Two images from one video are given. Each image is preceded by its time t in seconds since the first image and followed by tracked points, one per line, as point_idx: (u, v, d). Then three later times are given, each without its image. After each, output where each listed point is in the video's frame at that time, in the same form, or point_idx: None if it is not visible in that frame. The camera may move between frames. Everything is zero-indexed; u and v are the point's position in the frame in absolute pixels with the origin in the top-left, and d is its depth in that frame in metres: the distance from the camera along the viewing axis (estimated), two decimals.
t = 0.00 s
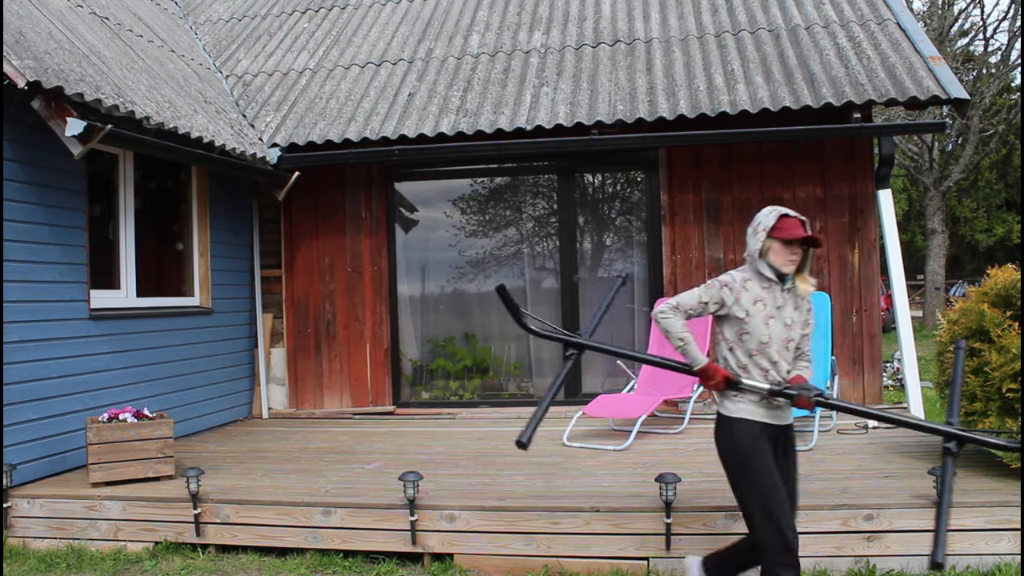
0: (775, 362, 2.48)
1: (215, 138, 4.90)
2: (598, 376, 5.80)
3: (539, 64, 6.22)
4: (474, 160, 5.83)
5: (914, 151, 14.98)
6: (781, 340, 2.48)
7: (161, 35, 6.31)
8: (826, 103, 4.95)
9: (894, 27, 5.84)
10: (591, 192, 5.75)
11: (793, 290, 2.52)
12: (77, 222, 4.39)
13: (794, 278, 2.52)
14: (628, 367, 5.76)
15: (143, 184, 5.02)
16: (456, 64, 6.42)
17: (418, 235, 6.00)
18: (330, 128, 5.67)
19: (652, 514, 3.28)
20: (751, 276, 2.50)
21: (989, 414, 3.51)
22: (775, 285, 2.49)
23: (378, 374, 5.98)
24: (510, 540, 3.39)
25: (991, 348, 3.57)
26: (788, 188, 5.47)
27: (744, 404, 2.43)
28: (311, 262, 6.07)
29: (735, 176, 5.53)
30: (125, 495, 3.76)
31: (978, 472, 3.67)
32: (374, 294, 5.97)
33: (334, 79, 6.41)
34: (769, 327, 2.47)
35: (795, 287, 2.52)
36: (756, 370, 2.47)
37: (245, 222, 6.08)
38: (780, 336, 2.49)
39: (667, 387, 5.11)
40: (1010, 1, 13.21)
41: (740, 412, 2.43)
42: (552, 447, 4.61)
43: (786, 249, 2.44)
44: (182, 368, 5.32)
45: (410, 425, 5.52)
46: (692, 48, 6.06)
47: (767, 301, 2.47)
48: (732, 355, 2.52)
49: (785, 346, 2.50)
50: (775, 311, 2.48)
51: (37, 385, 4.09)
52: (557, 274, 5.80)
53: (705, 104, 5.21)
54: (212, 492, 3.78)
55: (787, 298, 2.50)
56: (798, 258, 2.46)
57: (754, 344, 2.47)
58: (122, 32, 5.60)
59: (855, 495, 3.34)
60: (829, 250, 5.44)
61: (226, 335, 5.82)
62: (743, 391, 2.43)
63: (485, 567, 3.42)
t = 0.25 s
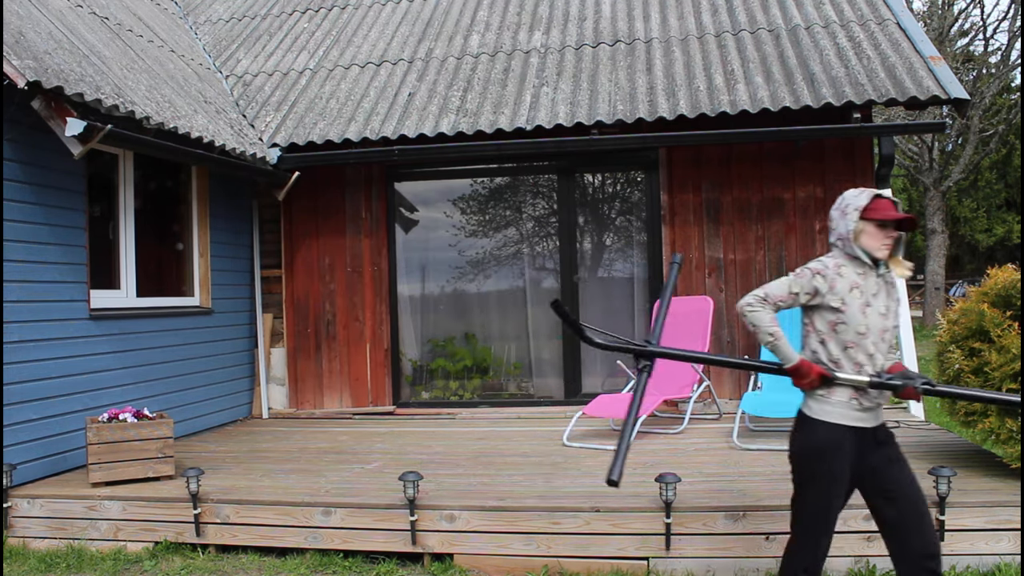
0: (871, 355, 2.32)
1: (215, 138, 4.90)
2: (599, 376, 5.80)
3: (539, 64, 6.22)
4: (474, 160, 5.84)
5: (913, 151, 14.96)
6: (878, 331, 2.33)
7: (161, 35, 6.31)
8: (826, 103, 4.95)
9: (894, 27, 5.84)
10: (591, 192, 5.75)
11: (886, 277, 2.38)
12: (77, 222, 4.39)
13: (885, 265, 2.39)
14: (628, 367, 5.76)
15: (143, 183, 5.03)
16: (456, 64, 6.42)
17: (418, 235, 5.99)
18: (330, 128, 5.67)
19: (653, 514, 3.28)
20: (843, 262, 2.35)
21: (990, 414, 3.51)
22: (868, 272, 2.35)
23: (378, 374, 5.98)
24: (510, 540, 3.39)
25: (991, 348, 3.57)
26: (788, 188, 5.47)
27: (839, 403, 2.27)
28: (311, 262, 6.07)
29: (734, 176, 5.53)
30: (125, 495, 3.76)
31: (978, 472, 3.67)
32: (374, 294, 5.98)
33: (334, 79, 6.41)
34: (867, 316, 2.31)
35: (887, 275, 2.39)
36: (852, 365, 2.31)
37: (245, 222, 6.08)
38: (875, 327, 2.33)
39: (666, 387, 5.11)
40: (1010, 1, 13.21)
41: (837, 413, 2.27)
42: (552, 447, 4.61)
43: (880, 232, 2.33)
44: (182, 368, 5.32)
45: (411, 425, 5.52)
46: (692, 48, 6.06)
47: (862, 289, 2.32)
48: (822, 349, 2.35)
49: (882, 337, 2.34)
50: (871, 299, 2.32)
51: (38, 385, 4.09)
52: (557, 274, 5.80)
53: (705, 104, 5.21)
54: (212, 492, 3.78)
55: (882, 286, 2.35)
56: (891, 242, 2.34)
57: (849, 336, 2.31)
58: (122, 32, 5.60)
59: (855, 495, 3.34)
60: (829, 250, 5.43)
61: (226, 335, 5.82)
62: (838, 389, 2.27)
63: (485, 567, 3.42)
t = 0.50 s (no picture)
0: (1001, 367, 2.12)
1: (215, 138, 4.90)
2: (598, 376, 5.80)
3: (539, 64, 6.23)
4: (474, 161, 5.84)
5: (914, 151, 14.94)
6: (1009, 341, 2.12)
7: (161, 36, 6.31)
8: (826, 103, 4.96)
9: (894, 27, 5.84)
10: (591, 192, 5.75)
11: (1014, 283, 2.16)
12: (77, 222, 4.39)
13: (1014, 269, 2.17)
14: (628, 367, 5.75)
15: (143, 184, 5.02)
16: (456, 64, 6.42)
17: (418, 235, 5.99)
18: (330, 128, 5.66)
19: (652, 514, 3.28)
20: (964, 266, 2.17)
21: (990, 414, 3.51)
22: (993, 276, 2.15)
23: (378, 374, 5.98)
24: (510, 540, 3.39)
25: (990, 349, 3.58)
26: (787, 188, 5.47)
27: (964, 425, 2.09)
28: (311, 262, 6.07)
29: (734, 176, 5.53)
30: (125, 495, 3.76)
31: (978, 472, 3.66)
32: (374, 294, 5.98)
33: (334, 79, 6.42)
34: (994, 323, 2.11)
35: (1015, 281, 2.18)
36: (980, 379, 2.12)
37: (245, 222, 6.08)
38: (1005, 336, 2.13)
39: (667, 387, 5.11)
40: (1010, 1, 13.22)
41: (966, 434, 2.10)
42: (552, 447, 4.61)
43: (1006, 236, 2.12)
44: (182, 368, 5.32)
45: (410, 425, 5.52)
46: (692, 48, 6.06)
47: (986, 294, 2.13)
48: (944, 361, 2.17)
49: (1014, 348, 2.13)
50: (998, 306, 2.12)
51: (38, 385, 4.09)
52: (557, 274, 5.80)
53: (705, 104, 5.21)
54: (212, 492, 3.78)
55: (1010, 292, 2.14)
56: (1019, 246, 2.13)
57: (975, 346, 2.12)
58: (122, 32, 5.60)
59: (854, 495, 3.34)
60: (829, 250, 5.43)
61: (225, 335, 5.82)
62: (963, 407, 2.10)
63: (485, 567, 3.42)
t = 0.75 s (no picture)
0: None
1: (215, 138, 4.90)
2: (598, 376, 5.80)
3: (539, 64, 6.23)
4: (474, 161, 5.84)
5: (913, 151, 14.88)
6: None
7: (161, 36, 6.31)
8: (826, 103, 4.96)
9: (894, 27, 5.84)
10: (591, 192, 5.75)
11: None
12: (77, 222, 4.39)
13: None
14: (628, 367, 5.75)
15: (143, 184, 5.03)
16: (456, 64, 6.42)
17: (418, 235, 5.99)
18: (330, 128, 5.66)
19: (652, 514, 3.28)
20: None
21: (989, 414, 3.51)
22: None
23: (379, 374, 5.98)
24: (510, 540, 3.39)
25: (990, 348, 3.59)
26: (787, 188, 5.47)
27: None
28: (311, 262, 6.07)
29: (734, 176, 5.53)
30: (125, 495, 3.76)
31: (977, 472, 3.67)
32: (375, 294, 5.98)
33: (334, 79, 6.42)
34: None
35: None
36: None
37: (245, 222, 6.08)
38: None
39: (667, 387, 5.11)
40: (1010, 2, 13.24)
41: None
42: (552, 447, 4.61)
43: None
44: (183, 368, 5.32)
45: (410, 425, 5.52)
46: (692, 48, 6.06)
47: None
48: None
49: None
50: None
51: (38, 385, 4.10)
52: (557, 274, 5.80)
53: (705, 104, 5.21)
54: (212, 492, 3.78)
55: None
56: None
57: None
58: (122, 32, 5.60)
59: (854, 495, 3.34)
60: (829, 250, 5.43)
61: (226, 335, 5.82)
62: None
63: (485, 567, 3.42)
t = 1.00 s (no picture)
0: None
1: (215, 138, 4.90)
2: (598, 376, 5.80)
3: (539, 64, 6.23)
4: (474, 161, 5.84)
5: (913, 150, 14.88)
6: None
7: (161, 36, 6.31)
8: (826, 103, 4.96)
9: (894, 27, 5.84)
10: (591, 192, 5.75)
11: None
12: (78, 222, 4.40)
13: None
14: (628, 367, 5.75)
15: (143, 184, 5.03)
16: (456, 64, 6.42)
17: (418, 235, 5.98)
18: (330, 127, 5.66)
19: (652, 514, 3.28)
20: None
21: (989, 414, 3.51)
22: None
23: (378, 374, 5.98)
24: (510, 540, 3.39)
25: (990, 348, 3.58)
26: (787, 188, 5.48)
27: None
28: (311, 262, 6.07)
29: (734, 176, 5.53)
30: (125, 495, 3.76)
31: (977, 472, 3.67)
32: (374, 294, 5.98)
33: (334, 79, 6.41)
34: None
35: None
36: None
37: (245, 222, 6.08)
38: None
39: (667, 387, 5.11)
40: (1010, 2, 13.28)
41: None
42: (552, 447, 4.61)
43: None
44: (183, 368, 5.32)
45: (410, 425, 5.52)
46: (692, 48, 6.06)
47: None
48: None
49: None
50: None
51: (37, 385, 4.10)
52: (557, 274, 5.80)
53: (706, 104, 5.21)
54: (212, 492, 3.78)
55: None
56: None
57: None
58: (122, 32, 5.60)
59: (854, 495, 3.34)
60: (829, 251, 5.44)
61: (226, 335, 5.82)
62: None
63: (485, 567, 3.42)
